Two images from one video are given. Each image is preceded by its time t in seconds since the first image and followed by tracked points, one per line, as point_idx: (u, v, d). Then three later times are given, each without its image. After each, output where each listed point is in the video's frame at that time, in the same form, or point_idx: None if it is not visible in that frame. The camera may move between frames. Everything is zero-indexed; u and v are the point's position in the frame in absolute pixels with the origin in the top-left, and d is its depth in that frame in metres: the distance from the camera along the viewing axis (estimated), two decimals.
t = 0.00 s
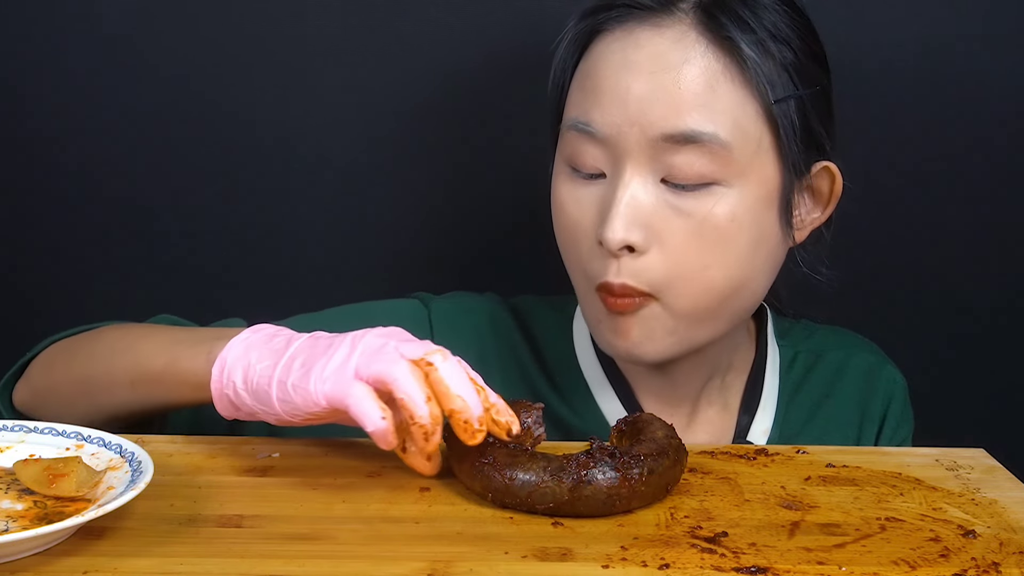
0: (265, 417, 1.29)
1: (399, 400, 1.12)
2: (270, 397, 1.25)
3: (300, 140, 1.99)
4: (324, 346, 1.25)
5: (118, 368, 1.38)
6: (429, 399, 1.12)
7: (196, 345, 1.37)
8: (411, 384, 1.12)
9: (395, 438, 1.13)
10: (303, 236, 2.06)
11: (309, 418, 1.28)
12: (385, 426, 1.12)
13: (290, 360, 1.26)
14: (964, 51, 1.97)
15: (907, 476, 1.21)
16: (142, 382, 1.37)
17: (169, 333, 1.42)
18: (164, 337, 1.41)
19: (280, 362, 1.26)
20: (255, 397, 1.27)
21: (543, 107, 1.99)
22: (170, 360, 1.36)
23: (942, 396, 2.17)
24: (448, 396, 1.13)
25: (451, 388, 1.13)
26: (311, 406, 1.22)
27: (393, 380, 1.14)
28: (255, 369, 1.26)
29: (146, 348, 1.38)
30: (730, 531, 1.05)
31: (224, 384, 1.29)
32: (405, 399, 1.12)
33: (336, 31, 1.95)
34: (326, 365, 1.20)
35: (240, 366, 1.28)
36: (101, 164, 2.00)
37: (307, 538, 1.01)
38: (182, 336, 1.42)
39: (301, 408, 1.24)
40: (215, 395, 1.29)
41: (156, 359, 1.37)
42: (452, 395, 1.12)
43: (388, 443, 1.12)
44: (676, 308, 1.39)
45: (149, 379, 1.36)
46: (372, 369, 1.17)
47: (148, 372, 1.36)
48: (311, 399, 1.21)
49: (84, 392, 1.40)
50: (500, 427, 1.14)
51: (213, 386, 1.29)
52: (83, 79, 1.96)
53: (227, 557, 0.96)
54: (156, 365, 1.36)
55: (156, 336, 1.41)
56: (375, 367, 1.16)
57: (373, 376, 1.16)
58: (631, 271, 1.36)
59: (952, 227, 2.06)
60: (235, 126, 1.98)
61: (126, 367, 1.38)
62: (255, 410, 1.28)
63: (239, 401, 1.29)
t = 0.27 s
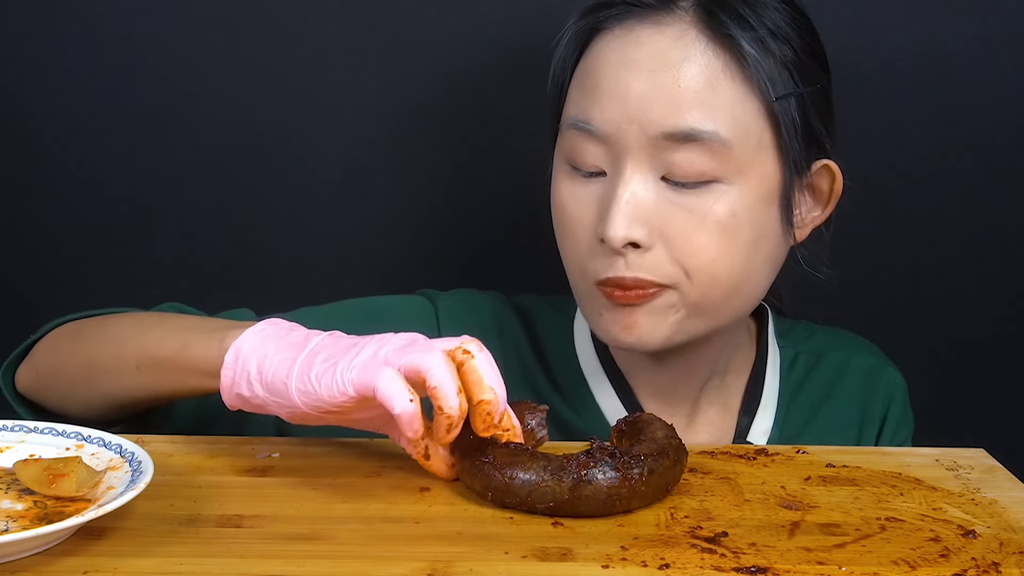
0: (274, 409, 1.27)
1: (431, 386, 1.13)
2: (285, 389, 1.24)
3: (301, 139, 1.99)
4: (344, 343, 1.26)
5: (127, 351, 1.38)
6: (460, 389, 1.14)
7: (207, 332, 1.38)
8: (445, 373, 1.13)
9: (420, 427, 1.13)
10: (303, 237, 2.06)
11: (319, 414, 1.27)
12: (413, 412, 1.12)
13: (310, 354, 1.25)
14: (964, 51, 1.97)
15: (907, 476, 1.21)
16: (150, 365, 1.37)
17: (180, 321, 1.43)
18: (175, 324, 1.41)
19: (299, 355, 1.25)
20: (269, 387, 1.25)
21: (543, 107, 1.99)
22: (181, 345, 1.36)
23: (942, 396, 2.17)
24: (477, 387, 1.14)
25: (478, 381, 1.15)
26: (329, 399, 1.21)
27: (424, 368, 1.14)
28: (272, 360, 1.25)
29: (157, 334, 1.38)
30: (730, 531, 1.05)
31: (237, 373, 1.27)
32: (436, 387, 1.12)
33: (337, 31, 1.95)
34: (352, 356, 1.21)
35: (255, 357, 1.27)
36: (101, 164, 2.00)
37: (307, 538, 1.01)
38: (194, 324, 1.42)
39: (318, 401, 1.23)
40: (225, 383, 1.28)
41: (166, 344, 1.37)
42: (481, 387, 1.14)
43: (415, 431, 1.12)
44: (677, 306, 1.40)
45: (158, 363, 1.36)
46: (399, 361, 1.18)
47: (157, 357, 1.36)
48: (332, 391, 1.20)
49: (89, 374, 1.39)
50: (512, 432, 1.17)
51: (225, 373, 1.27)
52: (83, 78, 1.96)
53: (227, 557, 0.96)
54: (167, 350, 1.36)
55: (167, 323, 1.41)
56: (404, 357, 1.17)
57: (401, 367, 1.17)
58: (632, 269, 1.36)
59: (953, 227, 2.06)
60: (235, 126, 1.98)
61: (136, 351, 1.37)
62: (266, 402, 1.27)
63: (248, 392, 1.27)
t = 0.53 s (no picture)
0: (289, 414, 1.26)
1: (447, 374, 1.12)
2: (300, 392, 1.23)
3: (301, 139, 1.99)
4: (356, 345, 1.26)
5: (131, 359, 1.38)
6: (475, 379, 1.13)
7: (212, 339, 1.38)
8: (460, 363, 1.13)
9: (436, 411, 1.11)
10: (303, 236, 2.06)
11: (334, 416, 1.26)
12: (428, 396, 1.11)
13: (322, 356, 1.25)
14: (964, 51, 1.97)
15: (907, 476, 1.21)
16: (154, 372, 1.37)
17: (179, 327, 1.43)
18: (176, 331, 1.42)
19: (310, 359, 1.25)
20: (282, 393, 1.25)
21: (543, 107, 1.99)
22: (184, 353, 1.36)
23: (942, 396, 2.17)
24: (490, 382, 1.14)
25: (492, 377, 1.14)
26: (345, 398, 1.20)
27: (439, 358, 1.14)
28: (284, 364, 1.25)
29: (158, 341, 1.39)
30: (730, 531, 1.05)
31: (248, 380, 1.27)
32: (453, 375, 1.12)
33: (337, 31, 1.95)
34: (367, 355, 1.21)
35: (265, 363, 1.26)
36: (101, 164, 2.00)
37: (307, 538, 1.01)
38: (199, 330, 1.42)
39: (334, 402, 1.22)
40: (236, 392, 1.27)
41: (172, 350, 1.37)
42: (495, 381, 1.14)
43: (432, 414, 1.11)
44: (684, 306, 1.40)
45: (162, 370, 1.37)
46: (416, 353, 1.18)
47: (161, 364, 1.37)
48: (347, 390, 1.20)
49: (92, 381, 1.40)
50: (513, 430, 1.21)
51: (236, 382, 1.27)
52: (83, 78, 1.96)
53: (227, 557, 0.96)
54: (172, 357, 1.36)
55: (167, 330, 1.42)
56: (418, 350, 1.17)
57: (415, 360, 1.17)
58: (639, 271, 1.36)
59: (952, 227, 2.06)
60: (236, 126, 1.98)
61: (138, 358, 1.38)
62: (279, 407, 1.26)
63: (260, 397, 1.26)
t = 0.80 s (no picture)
0: (319, 402, 1.31)
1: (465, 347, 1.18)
2: (326, 376, 1.28)
3: (301, 139, 1.99)
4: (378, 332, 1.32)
5: (147, 366, 1.41)
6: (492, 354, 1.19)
7: (231, 344, 1.43)
8: (478, 336, 1.18)
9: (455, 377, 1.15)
10: (303, 237, 2.06)
11: (363, 398, 1.31)
12: (448, 361, 1.15)
13: (345, 342, 1.31)
14: (964, 51, 1.97)
15: (907, 476, 1.21)
16: (171, 381, 1.41)
17: (190, 335, 1.47)
18: (188, 340, 1.45)
19: (334, 346, 1.31)
20: (310, 382, 1.30)
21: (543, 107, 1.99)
22: (201, 361, 1.40)
23: (942, 396, 2.18)
24: (506, 360, 1.19)
25: (506, 358, 1.20)
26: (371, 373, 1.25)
27: (458, 333, 1.19)
28: (310, 353, 1.31)
29: (173, 350, 1.43)
30: (730, 531, 1.05)
31: (277, 375, 1.32)
32: (473, 349, 1.17)
33: (337, 31, 1.94)
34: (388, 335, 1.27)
35: (293, 355, 1.33)
36: (101, 164, 2.00)
37: (307, 538, 1.01)
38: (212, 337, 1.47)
39: (360, 381, 1.27)
40: (266, 388, 1.32)
41: (190, 357, 1.41)
42: (509, 362, 1.19)
43: (450, 379, 1.15)
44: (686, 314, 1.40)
45: (178, 379, 1.41)
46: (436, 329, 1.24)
47: (178, 373, 1.41)
48: (372, 365, 1.25)
49: (105, 391, 1.42)
50: (518, 412, 1.22)
51: (265, 378, 1.32)
52: (83, 78, 1.95)
53: (227, 557, 0.96)
54: (191, 363, 1.40)
55: (178, 339, 1.45)
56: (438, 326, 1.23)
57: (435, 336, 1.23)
58: (642, 280, 1.36)
59: (953, 227, 2.06)
60: (236, 126, 1.98)
61: (154, 367, 1.41)
62: (309, 397, 1.31)
63: (288, 387, 1.31)
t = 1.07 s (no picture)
0: (314, 405, 1.32)
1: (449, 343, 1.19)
2: (317, 378, 1.29)
3: (301, 139, 1.99)
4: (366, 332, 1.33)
5: (145, 378, 1.42)
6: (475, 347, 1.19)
7: (229, 354, 1.43)
8: (461, 330, 1.19)
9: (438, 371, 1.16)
10: (303, 236, 2.06)
11: (357, 398, 1.32)
12: (431, 355, 1.16)
13: (333, 343, 1.32)
14: (965, 51, 1.97)
15: (906, 476, 1.21)
16: (170, 392, 1.42)
17: (188, 346, 1.47)
18: (185, 350, 1.46)
19: (323, 349, 1.32)
20: (302, 386, 1.31)
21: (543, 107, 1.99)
22: (199, 371, 1.41)
23: (941, 396, 2.18)
24: (490, 351, 1.20)
25: (491, 349, 1.20)
26: (356, 372, 1.26)
27: (442, 327, 1.21)
28: (302, 357, 1.33)
29: (171, 360, 1.43)
30: (730, 531, 1.05)
31: (271, 381, 1.33)
32: (455, 343, 1.18)
33: (337, 30, 1.94)
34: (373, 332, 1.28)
35: (285, 360, 1.34)
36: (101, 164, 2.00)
37: (307, 538, 1.01)
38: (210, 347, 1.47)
39: (349, 380, 1.28)
40: (262, 395, 1.33)
41: (189, 366, 1.42)
42: (493, 353, 1.20)
43: (433, 373, 1.16)
44: (682, 315, 1.40)
45: (177, 389, 1.41)
46: (420, 325, 1.25)
47: (177, 383, 1.41)
48: (358, 363, 1.25)
49: (103, 405, 1.43)
50: (512, 397, 1.23)
51: (259, 386, 1.33)
52: (83, 78, 1.95)
53: (227, 557, 0.96)
54: (190, 372, 1.41)
55: (176, 350, 1.46)
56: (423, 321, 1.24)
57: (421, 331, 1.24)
58: (638, 281, 1.36)
59: (953, 227, 2.05)
60: (235, 126, 1.98)
61: (153, 378, 1.42)
62: (303, 400, 1.32)
63: (283, 392, 1.32)
